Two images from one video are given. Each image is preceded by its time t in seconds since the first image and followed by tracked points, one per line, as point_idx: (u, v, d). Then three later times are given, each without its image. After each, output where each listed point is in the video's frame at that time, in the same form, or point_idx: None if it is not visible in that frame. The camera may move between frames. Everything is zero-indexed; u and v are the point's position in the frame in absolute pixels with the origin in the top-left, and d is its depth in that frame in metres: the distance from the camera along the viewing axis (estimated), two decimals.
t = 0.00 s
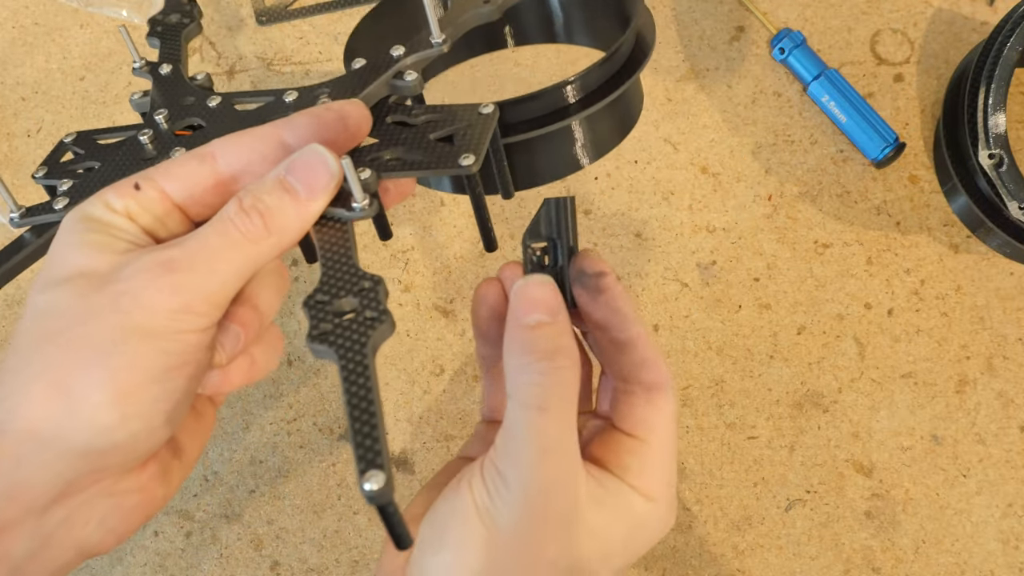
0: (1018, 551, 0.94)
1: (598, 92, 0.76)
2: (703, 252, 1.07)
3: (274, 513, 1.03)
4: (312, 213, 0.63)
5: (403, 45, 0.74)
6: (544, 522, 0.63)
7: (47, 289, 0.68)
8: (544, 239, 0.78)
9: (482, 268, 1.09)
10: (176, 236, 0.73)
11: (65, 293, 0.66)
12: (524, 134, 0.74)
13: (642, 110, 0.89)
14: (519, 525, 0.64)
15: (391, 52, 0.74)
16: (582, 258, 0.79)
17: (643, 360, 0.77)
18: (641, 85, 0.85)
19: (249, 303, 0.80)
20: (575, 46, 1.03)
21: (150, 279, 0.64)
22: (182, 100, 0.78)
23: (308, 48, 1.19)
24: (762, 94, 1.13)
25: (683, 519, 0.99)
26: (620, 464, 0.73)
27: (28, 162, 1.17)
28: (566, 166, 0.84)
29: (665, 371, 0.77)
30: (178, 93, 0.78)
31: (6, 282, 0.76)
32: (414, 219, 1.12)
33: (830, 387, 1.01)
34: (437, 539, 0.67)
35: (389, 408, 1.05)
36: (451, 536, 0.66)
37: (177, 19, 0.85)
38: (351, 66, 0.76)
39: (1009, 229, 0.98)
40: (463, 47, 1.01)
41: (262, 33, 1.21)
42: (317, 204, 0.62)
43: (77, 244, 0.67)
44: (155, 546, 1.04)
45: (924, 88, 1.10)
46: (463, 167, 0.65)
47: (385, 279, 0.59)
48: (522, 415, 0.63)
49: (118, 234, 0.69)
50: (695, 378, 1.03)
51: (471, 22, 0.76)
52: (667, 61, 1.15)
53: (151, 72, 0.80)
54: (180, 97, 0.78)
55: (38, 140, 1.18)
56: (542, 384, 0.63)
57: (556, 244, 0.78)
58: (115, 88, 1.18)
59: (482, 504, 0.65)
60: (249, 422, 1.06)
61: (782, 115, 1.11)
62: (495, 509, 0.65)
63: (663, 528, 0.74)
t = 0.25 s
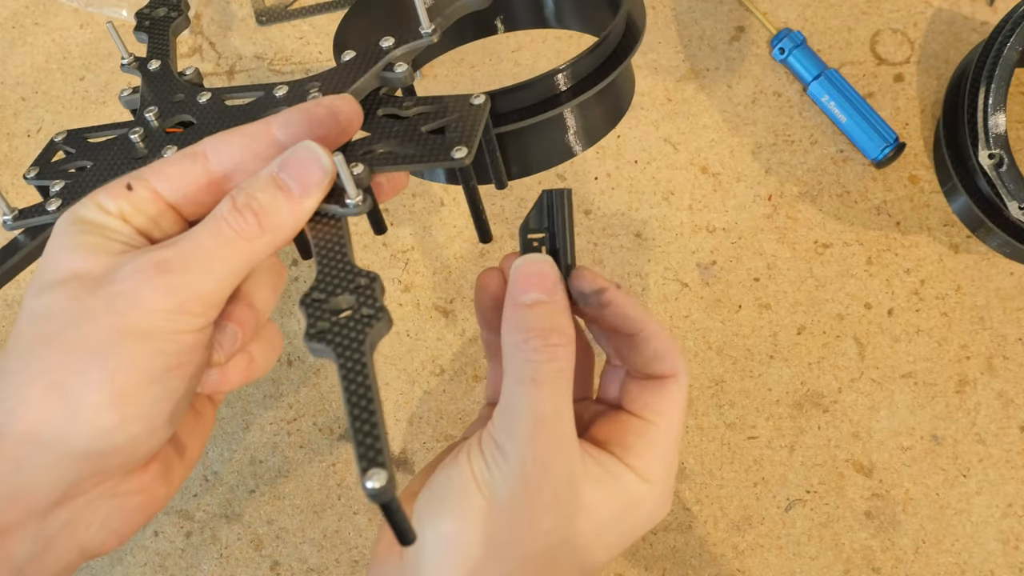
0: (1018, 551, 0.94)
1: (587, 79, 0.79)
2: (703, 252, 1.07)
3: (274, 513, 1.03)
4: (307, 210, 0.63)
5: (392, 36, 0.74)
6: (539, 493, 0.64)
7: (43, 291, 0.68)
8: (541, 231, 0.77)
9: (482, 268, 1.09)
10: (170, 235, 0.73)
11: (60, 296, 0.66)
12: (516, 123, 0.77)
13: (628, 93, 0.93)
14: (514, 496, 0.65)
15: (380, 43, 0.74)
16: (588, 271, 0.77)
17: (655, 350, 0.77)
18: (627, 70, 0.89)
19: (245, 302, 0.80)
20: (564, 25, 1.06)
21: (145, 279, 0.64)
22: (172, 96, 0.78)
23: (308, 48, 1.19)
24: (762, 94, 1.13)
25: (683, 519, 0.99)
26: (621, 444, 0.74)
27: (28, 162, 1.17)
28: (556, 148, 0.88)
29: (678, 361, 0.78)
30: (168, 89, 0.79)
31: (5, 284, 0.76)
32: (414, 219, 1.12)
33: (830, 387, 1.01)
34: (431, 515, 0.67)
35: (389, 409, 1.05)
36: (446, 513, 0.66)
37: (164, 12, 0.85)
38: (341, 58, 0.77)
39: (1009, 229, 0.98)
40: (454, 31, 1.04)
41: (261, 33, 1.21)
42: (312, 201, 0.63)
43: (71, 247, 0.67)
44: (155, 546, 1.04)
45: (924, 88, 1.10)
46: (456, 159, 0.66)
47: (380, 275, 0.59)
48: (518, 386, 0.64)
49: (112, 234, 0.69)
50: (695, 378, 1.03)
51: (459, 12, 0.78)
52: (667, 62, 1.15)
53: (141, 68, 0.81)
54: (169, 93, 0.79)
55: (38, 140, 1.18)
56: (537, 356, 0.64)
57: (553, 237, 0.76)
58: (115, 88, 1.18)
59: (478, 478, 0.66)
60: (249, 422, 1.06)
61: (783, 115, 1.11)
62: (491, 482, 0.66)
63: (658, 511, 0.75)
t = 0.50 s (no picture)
0: (1017, 551, 0.94)
1: (578, 76, 0.79)
2: (703, 252, 1.07)
3: (274, 513, 1.03)
4: (302, 205, 0.63)
5: (386, 34, 0.74)
6: (544, 477, 0.64)
7: (42, 288, 0.68)
8: (548, 226, 0.78)
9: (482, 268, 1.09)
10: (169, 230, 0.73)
11: (60, 292, 0.66)
12: (507, 118, 0.77)
13: (620, 90, 0.93)
14: (519, 481, 0.65)
15: (374, 41, 0.74)
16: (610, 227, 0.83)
17: (649, 325, 0.78)
18: (618, 68, 0.89)
19: (243, 296, 0.80)
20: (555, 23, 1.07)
21: (143, 273, 0.64)
22: (167, 96, 0.78)
23: (308, 48, 1.19)
24: (762, 94, 1.13)
25: (683, 519, 0.99)
26: (621, 431, 0.74)
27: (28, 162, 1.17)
28: (548, 146, 0.88)
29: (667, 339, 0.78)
30: (163, 88, 0.79)
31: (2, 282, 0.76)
32: (414, 219, 1.12)
33: (830, 387, 1.01)
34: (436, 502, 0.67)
35: (389, 409, 1.05)
36: (449, 500, 0.66)
37: (158, 12, 0.86)
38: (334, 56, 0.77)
39: (1009, 229, 0.98)
40: (445, 28, 1.05)
41: (261, 33, 1.21)
42: (308, 194, 0.63)
43: (68, 244, 0.67)
44: (155, 546, 1.04)
45: (924, 88, 1.10)
46: (448, 154, 0.66)
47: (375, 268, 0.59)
48: (525, 370, 0.64)
49: (110, 231, 0.69)
50: (695, 378, 1.03)
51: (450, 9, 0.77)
52: (667, 62, 1.16)
53: (135, 68, 0.81)
54: (165, 93, 0.79)
55: (38, 140, 1.18)
56: (542, 341, 0.64)
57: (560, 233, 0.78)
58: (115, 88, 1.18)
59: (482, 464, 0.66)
60: (248, 422, 1.06)
61: (783, 115, 1.11)
62: (497, 466, 0.66)
63: (661, 501, 0.75)
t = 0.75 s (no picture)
0: (1017, 551, 0.94)
1: (573, 71, 0.79)
2: (703, 252, 1.07)
3: (274, 513, 1.03)
4: (299, 202, 0.63)
5: (381, 31, 0.74)
6: (544, 472, 0.64)
7: (41, 286, 0.68)
8: (550, 219, 0.79)
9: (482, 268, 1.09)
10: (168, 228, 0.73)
11: (58, 290, 0.66)
12: (503, 114, 0.77)
13: (615, 85, 0.93)
14: (519, 475, 0.65)
15: (369, 38, 0.74)
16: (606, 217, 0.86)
17: (645, 320, 0.78)
18: (613, 63, 0.89)
19: (241, 293, 0.80)
20: (550, 19, 1.08)
21: (141, 270, 0.64)
22: (164, 94, 0.78)
23: (308, 48, 1.19)
24: (762, 94, 1.13)
25: (683, 519, 0.99)
26: (622, 428, 0.73)
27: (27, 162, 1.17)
28: (544, 141, 0.88)
29: (660, 333, 0.78)
30: (160, 87, 0.79)
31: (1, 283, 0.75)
32: (414, 219, 1.12)
33: (830, 387, 1.01)
34: (436, 497, 0.67)
35: (389, 409, 1.05)
36: (449, 495, 0.66)
37: (154, 12, 0.86)
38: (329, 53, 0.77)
39: (1009, 229, 0.98)
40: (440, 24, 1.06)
41: (261, 33, 1.21)
42: (304, 190, 0.62)
43: (67, 242, 0.67)
44: (155, 546, 1.04)
45: (924, 88, 1.10)
46: (444, 151, 0.66)
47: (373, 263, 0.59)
48: (525, 363, 0.64)
49: (108, 229, 0.69)
50: (695, 378, 1.03)
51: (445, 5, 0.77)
52: (667, 62, 1.16)
53: (131, 67, 0.81)
54: (162, 92, 0.79)
55: (38, 140, 1.18)
56: (543, 334, 0.64)
57: (562, 226, 0.78)
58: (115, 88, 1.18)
59: (482, 458, 0.66)
60: (248, 422, 1.06)
61: (783, 115, 1.11)
62: (497, 460, 0.66)
63: (661, 497, 0.75)
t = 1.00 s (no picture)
0: (1018, 551, 0.94)
1: (571, 68, 0.79)
2: (703, 252, 1.07)
3: (274, 513, 1.03)
4: (300, 201, 0.63)
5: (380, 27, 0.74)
6: (547, 472, 0.64)
7: (41, 285, 0.68)
8: (557, 223, 0.81)
9: (482, 268, 1.09)
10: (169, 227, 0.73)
11: (58, 290, 0.66)
12: (503, 111, 0.77)
13: (612, 83, 0.93)
14: (522, 475, 0.65)
15: (368, 35, 0.74)
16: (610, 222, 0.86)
17: (652, 323, 0.78)
18: (610, 60, 0.89)
19: (241, 292, 0.80)
20: (547, 12, 1.08)
21: (141, 269, 0.64)
22: (161, 91, 0.78)
23: (308, 48, 1.19)
24: (762, 94, 1.13)
25: (683, 519, 0.99)
26: (625, 430, 0.74)
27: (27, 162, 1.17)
28: (543, 139, 0.89)
29: (671, 338, 0.78)
30: (157, 83, 0.79)
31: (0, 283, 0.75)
32: (414, 219, 1.12)
33: (830, 387, 1.01)
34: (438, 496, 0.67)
35: (389, 409, 1.05)
36: (451, 495, 0.66)
37: (151, 7, 0.86)
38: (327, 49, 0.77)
39: (1009, 229, 0.98)
40: (440, 21, 1.06)
41: (261, 33, 1.21)
42: (306, 191, 0.63)
43: (66, 241, 0.67)
44: (155, 546, 1.04)
45: (924, 88, 1.10)
46: (445, 151, 0.66)
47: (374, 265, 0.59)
48: (530, 362, 0.64)
49: (108, 228, 0.68)
50: (695, 378, 1.03)
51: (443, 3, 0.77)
52: (667, 62, 1.16)
53: (129, 63, 0.81)
54: (159, 88, 0.79)
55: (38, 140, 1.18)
56: (550, 333, 0.64)
57: (569, 229, 0.80)
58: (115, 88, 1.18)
59: (485, 457, 0.66)
60: (248, 422, 1.06)
61: (783, 115, 1.11)
62: (500, 459, 0.66)
63: (664, 499, 0.75)
